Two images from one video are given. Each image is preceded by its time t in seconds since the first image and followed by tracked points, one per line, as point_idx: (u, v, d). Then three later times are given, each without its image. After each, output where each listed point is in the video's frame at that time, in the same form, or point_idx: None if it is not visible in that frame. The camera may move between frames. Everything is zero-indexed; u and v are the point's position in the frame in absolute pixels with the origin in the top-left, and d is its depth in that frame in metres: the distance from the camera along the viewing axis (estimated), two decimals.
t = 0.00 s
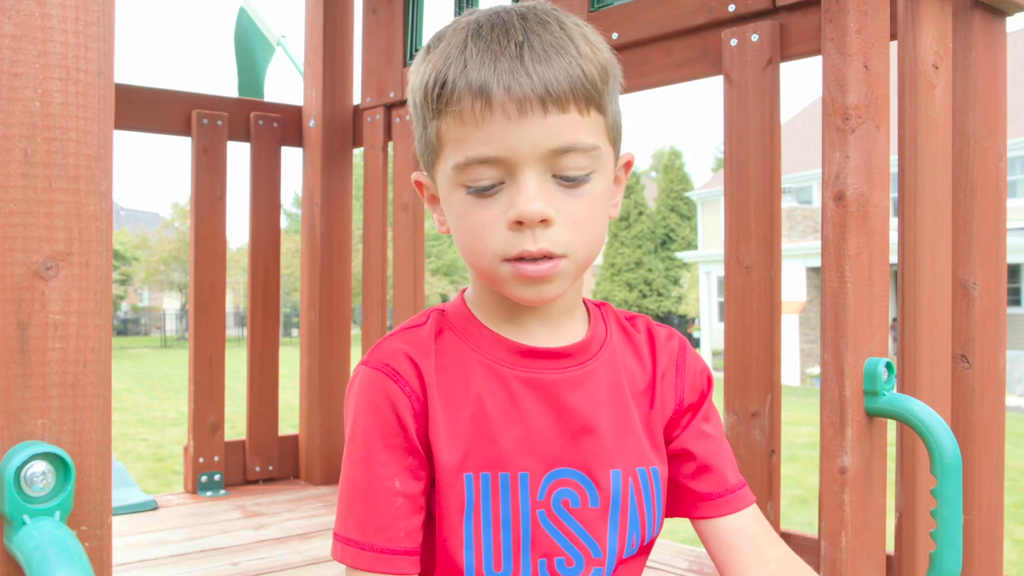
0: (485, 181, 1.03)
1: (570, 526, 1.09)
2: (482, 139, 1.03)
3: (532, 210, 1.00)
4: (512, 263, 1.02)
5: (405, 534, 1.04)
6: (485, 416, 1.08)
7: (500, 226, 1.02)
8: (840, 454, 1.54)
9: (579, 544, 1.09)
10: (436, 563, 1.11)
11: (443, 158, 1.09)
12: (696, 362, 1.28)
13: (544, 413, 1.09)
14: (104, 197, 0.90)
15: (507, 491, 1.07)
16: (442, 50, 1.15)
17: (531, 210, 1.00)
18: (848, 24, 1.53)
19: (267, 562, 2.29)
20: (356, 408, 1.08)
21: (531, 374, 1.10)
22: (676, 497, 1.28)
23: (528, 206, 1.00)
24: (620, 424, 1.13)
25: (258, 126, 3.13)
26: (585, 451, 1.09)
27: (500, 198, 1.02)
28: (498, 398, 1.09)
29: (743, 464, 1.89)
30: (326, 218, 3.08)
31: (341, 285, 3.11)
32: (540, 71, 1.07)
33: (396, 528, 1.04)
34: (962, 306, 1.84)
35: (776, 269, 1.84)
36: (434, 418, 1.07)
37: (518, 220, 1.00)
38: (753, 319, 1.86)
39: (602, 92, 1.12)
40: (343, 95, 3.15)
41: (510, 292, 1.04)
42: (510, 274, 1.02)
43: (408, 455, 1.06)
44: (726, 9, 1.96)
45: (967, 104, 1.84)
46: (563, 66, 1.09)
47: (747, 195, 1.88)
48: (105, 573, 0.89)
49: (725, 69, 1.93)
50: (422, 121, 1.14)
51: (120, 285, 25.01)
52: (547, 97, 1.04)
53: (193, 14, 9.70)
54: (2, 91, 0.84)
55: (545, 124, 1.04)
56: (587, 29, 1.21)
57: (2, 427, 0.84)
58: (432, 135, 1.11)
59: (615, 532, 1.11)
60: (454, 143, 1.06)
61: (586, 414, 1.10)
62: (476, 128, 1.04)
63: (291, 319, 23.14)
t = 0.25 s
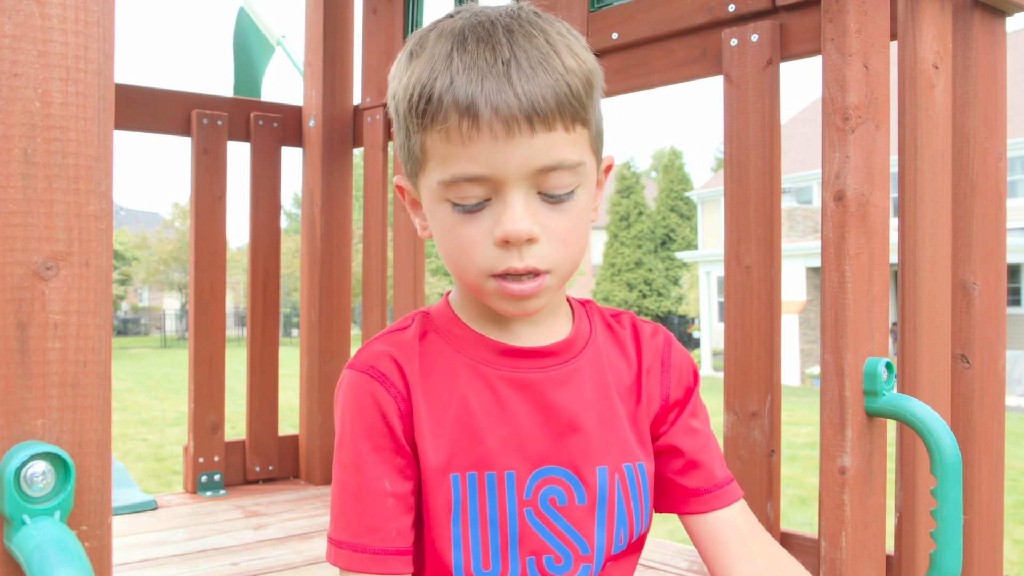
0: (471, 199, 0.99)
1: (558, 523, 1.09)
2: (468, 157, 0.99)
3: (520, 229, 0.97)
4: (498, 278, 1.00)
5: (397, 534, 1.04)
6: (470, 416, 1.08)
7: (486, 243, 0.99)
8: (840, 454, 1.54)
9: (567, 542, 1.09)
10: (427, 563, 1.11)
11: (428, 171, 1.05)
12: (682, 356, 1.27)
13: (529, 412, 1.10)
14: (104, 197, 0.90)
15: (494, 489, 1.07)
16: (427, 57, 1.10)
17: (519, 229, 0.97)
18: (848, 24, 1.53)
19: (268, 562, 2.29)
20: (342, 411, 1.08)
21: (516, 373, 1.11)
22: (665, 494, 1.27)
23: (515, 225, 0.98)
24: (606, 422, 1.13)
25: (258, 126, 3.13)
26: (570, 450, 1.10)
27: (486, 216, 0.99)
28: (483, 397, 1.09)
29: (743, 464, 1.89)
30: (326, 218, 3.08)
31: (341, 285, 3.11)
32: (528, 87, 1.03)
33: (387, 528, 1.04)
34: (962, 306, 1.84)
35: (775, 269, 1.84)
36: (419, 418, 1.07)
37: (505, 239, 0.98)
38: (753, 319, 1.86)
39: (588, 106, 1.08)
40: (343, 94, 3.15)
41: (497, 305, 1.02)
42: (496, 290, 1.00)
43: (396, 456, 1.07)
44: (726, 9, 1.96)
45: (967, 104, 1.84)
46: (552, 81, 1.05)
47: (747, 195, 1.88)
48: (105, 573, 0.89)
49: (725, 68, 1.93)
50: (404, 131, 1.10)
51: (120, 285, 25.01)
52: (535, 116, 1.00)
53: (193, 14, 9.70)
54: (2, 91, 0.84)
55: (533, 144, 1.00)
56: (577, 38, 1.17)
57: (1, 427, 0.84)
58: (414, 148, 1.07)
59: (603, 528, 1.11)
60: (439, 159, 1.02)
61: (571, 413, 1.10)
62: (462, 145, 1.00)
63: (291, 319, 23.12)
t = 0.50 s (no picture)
0: (463, 212, 0.99)
1: (554, 527, 1.09)
2: (459, 170, 0.99)
3: (511, 243, 0.97)
4: (490, 290, 1.01)
5: (392, 536, 1.04)
6: (465, 419, 1.09)
7: (478, 256, 0.99)
8: (840, 454, 1.54)
9: (564, 545, 1.10)
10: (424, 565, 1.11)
11: (419, 181, 1.04)
12: (679, 357, 1.27)
13: (523, 415, 1.10)
14: (104, 197, 0.90)
15: (490, 492, 1.07)
16: (418, 65, 1.09)
17: (510, 244, 0.97)
18: (848, 24, 1.53)
19: (268, 562, 2.29)
20: (337, 413, 1.08)
21: (510, 376, 1.11)
22: (664, 494, 1.27)
23: (506, 239, 0.97)
24: (602, 425, 1.13)
25: (258, 126, 3.13)
26: (566, 453, 1.10)
27: (478, 229, 0.99)
28: (477, 400, 1.10)
29: (743, 464, 1.89)
30: (326, 219, 3.08)
31: (341, 284, 3.11)
32: (520, 100, 1.02)
33: (383, 530, 1.04)
34: (962, 306, 1.84)
35: (776, 269, 1.84)
36: (414, 421, 1.08)
37: (496, 254, 0.97)
38: (753, 319, 1.86)
39: (581, 117, 1.08)
40: (343, 94, 3.15)
41: (489, 316, 1.02)
42: (488, 301, 1.01)
43: (390, 458, 1.07)
44: (726, 9, 1.96)
45: (967, 104, 1.84)
46: (545, 93, 1.04)
47: (747, 195, 1.88)
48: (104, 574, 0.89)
49: (725, 68, 1.93)
50: (395, 138, 1.09)
51: (120, 285, 25.01)
52: (526, 129, 1.00)
53: (193, 14, 9.70)
54: (2, 91, 0.84)
55: (525, 157, 0.99)
56: (572, 45, 1.16)
57: (1, 427, 0.84)
58: (405, 157, 1.06)
59: (600, 532, 1.11)
60: (429, 170, 1.02)
61: (566, 416, 1.11)
62: (452, 158, 0.99)
63: (291, 319, 23.11)
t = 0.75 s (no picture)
0: (468, 220, 0.99)
1: (555, 528, 1.09)
2: (466, 178, 0.98)
3: (518, 252, 0.97)
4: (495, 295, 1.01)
5: (393, 537, 1.04)
6: (466, 420, 1.09)
7: (483, 264, 0.99)
8: (840, 454, 1.54)
9: (565, 546, 1.10)
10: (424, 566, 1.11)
11: (424, 187, 1.03)
12: (680, 357, 1.27)
13: (525, 416, 1.10)
14: (105, 197, 0.90)
15: (491, 493, 1.07)
16: (423, 69, 1.08)
17: (517, 253, 0.97)
18: (848, 24, 1.53)
19: (267, 562, 2.29)
20: (337, 413, 1.08)
21: (512, 377, 1.10)
22: (664, 493, 1.27)
23: (513, 249, 0.97)
24: (604, 426, 1.13)
25: (258, 126, 3.13)
26: (567, 454, 1.10)
27: (483, 236, 0.99)
28: (478, 401, 1.10)
29: (743, 464, 1.89)
30: (326, 219, 3.08)
31: (341, 284, 3.11)
32: (528, 109, 1.01)
33: (383, 531, 1.04)
34: (962, 306, 1.84)
35: (776, 269, 1.84)
36: (415, 422, 1.08)
37: (502, 263, 0.97)
38: (753, 319, 1.86)
39: (586, 125, 1.07)
40: (343, 94, 3.14)
41: (494, 319, 1.03)
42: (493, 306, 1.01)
43: (391, 459, 1.07)
44: (726, 9, 1.96)
45: (967, 104, 1.84)
46: (553, 101, 1.03)
47: (747, 195, 1.88)
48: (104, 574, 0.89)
49: (725, 68, 1.93)
50: (398, 143, 1.08)
51: (120, 284, 25.01)
52: (534, 138, 0.99)
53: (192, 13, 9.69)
54: (2, 91, 0.84)
55: (533, 166, 0.99)
56: (578, 49, 1.15)
57: (1, 427, 0.84)
58: (409, 162, 1.05)
59: (601, 533, 1.11)
60: (435, 178, 1.01)
61: (568, 418, 1.11)
62: (460, 167, 0.98)
63: (291, 319, 23.10)
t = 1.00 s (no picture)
0: (486, 221, 0.99)
1: (553, 526, 1.09)
2: (487, 179, 0.97)
3: (538, 254, 0.97)
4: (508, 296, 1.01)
5: (391, 536, 1.05)
6: (462, 419, 1.09)
7: (500, 265, 0.99)
8: (840, 454, 1.54)
9: (563, 544, 1.10)
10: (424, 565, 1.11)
11: (440, 186, 1.02)
12: (676, 356, 1.27)
13: (521, 415, 1.10)
14: (104, 197, 0.90)
15: (488, 492, 1.07)
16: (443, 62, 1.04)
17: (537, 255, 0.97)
18: (848, 24, 1.53)
19: (267, 562, 2.29)
20: (334, 414, 1.08)
21: (507, 376, 1.10)
22: (661, 492, 1.27)
23: (532, 250, 0.97)
24: (601, 424, 1.13)
25: (258, 126, 3.13)
26: (564, 453, 1.10)
27: (501, 237, 0.99)
28: (474, 400, 1.10)
29: (743, 464, 1.89)
30: (326, 219, 3.08)
31: (341, 284, 3.11)
32: (554, 110, 0.99)
33: (381, 530, 1.04)
34: (962, 306, 1.84)
35: (776, 269, 1.84)
36: (411, 421, 1.08)
37: (521, 264, 0.98)
38: (753, 320, 1.86)
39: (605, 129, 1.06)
40: (343, 94, 3.14)
41: (505, 320, 1.03)
42: (506, 307, 1.01)
43: (388, 458, 1.07)
44: (726, 9, 1.96)
45: (967, 104, 1.84)
46: (578, 104, 1.01)
47: (747, 195, 1.88)
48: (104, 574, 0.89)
49: (725, 68, 1.93)
50: (412, 138, 1.05)
51: (120, 284, 25.01)
52: (559, 142, 0.98)
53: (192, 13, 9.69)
54: (2, 91, 0.84)
55: (555, 168, 0.98)
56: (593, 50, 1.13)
57: (1, 427, 0.84)
58: (425, 159, 1.02)
59: (599, 531, 1.11)
60: (455, 177, 0.99)
61: (564, 416, 1.11)
62: (483, 168, 0.97)
63: (291, 319, 23.10)
